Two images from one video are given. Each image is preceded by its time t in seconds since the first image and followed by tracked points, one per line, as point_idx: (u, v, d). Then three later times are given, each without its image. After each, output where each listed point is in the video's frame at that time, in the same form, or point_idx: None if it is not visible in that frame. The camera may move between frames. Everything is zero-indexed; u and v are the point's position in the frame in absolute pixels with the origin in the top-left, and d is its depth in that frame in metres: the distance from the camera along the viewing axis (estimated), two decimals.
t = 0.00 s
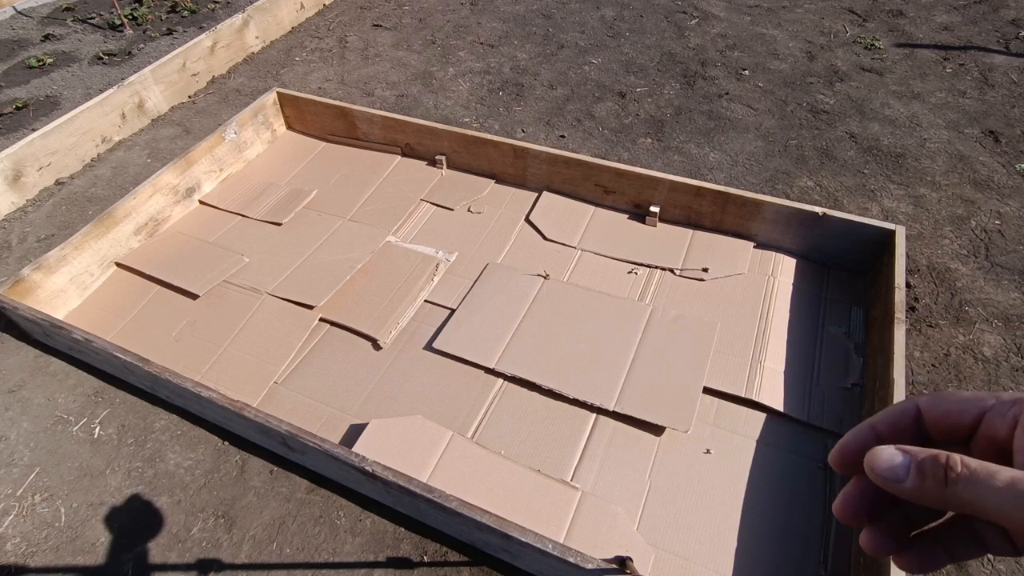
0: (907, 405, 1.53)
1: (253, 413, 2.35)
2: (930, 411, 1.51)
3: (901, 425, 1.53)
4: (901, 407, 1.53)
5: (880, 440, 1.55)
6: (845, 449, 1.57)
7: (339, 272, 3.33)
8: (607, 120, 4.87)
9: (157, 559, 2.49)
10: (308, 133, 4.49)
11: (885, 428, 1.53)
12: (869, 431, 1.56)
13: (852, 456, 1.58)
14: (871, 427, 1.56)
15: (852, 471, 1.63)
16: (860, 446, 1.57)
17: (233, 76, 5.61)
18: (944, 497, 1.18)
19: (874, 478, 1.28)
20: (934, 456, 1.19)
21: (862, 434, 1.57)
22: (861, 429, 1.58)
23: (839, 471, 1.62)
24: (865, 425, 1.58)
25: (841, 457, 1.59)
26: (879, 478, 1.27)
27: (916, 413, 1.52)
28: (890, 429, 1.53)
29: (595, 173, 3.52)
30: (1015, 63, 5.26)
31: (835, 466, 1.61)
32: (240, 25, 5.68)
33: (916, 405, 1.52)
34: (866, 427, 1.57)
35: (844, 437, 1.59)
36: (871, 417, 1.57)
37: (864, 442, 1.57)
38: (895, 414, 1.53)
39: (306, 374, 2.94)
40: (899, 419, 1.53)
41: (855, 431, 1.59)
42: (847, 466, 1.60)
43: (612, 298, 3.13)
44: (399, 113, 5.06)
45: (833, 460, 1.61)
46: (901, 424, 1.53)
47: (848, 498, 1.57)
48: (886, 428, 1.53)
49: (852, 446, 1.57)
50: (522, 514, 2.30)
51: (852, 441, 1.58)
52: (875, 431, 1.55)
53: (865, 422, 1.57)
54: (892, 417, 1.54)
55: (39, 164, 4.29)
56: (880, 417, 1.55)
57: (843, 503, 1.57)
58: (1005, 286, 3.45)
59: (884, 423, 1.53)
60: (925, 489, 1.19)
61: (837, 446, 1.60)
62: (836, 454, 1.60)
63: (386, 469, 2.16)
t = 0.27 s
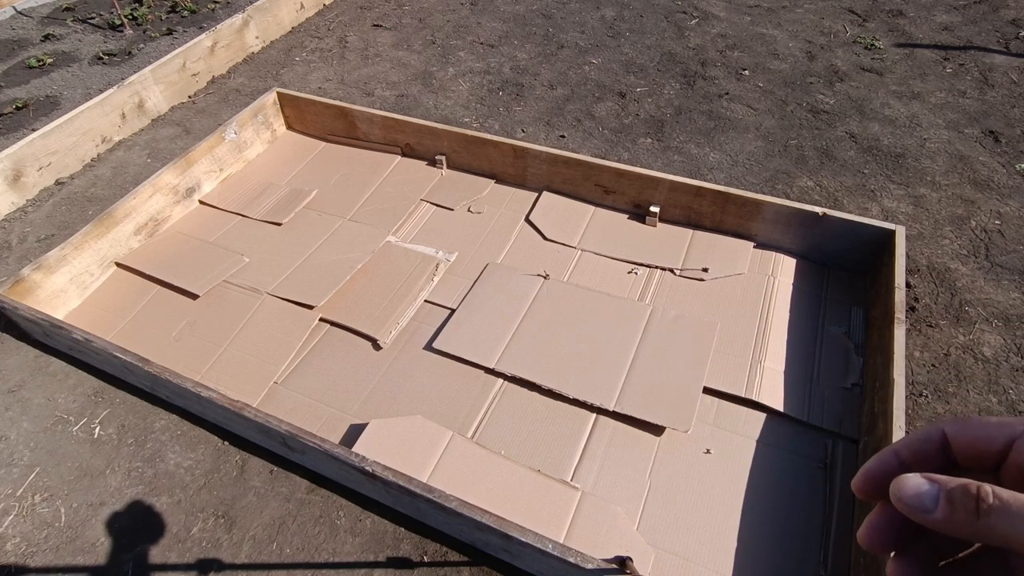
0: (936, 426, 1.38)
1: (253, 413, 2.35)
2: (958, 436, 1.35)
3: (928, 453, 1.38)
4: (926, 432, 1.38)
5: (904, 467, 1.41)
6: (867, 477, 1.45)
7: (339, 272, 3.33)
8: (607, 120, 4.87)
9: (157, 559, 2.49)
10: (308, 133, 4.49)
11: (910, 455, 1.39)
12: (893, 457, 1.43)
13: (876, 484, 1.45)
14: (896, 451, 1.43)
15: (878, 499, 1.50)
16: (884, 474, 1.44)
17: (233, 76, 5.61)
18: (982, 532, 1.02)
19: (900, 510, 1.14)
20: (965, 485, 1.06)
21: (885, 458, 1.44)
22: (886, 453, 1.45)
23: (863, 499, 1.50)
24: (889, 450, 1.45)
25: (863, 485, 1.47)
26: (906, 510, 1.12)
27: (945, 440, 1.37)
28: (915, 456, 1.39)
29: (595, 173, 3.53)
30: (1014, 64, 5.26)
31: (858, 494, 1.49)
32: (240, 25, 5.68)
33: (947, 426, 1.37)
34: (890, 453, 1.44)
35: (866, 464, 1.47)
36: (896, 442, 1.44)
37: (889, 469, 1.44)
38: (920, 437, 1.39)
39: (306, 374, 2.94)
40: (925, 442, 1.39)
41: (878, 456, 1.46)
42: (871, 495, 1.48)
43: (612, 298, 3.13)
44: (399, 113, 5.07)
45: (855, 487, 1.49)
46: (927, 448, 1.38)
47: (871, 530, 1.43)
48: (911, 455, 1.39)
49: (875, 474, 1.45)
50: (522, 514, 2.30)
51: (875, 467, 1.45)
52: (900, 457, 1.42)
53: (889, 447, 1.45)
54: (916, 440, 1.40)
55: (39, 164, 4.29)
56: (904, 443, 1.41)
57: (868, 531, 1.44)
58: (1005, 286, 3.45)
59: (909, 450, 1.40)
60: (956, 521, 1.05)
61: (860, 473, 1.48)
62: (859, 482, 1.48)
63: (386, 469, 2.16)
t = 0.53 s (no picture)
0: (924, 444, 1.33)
1: (253, 413, 2.35)
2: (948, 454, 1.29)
3: (918, 471, 1.34)
4: (914, 450, 1.33)
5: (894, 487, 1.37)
6: (857, 498, 1.41)
7: (339, 272, 3.33)
8: (607, 120, 4.87)
9: (157, 559, 2.49)
10: (308, 133, 4.49)
11: (898, 474, 1.35)
12: (882, 477, 1.38)
13: (868, 504, 1.41)
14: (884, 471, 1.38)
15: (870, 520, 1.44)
16: (876, 493, 1.40)
17: (233, 76, 5.61)
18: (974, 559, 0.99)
19: (890, 533, 1.11)
20: (954, 507, 1.04)
21: (874, 478, 1.40)
22: (874, 473, 1.40)
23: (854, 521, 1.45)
24: (878, 469, 1.40)
25: (855, 506, 1.42)
26: (895, 533, 1.10)
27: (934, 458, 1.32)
28: (904, 476, 1.34)
29: (595, 173, 3.53)
30: (1015, 64, 5.26)
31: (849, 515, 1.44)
32: (241, 25, 5.68)
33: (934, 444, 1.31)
34: (880, 472, 1.39)
35: (856, 485, 1.42)
36: (884, 461, 1.39)
37: (880, 489, 1.39)
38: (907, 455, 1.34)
39: (306, 374, 2.94)
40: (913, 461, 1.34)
41: (868, 476, 1.42)
42: (862, 516, 1.43)
43: (612, 298, 3.13)
44: (399, 113, 5.07)
45: (847, 509, 1.44)
46: (916, 467, 1.33)
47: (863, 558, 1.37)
48: (900, 474, 1.35)
49: (866, 494, 1.40)
50: (522, 514, 2.30)
51: (865, 487, 1.41)
52: (889, 477, 1.37)
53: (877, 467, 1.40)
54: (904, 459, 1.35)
55: (39, 164, 4.29)
56: (893, 462, 1.36)
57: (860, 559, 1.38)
58: (1005, 286, 3.45)
59: (898, 470, 1.35)
60: (947, 545, 1.02)
61: (849, 495, 1.44)
62: (851, 503, 1.44)
63: (386, 469, 2.16)
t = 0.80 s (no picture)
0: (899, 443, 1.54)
1: (253, 413, 2.35)
2: (923, 453, 1.51)
3: (895, 469, 1.54)
4: (892, 449, 1.53)
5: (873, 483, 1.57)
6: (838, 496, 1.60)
7: (339, 272, 3.33)
8: (607, 120, 4.87)
9: (157, 559, 2.49)
10: (308, 133, 4.49)
11: (876, 471, 1.55)
12: (860, 475, 1.58)
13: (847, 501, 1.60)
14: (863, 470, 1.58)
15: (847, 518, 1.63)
16: (855, 491, 1.59)
17: (233, 76, 5.61)
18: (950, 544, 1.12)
19: (871, 531, 1.27)
20: (931, 506, 1.18)
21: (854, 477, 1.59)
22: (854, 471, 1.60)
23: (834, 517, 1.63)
24: (856, 469, 1.60)
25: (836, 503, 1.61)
26: (875, 531, 1.25)
27: (911, 455, 1.53)
28: (882, 473, 1.55)
29: (595, 173, 3.53)
30: (1015, 63, 5.26)
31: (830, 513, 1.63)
32: (240, 25, 5.68)
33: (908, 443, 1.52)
34: (859, 471, 1.59)
35: (837, 484, 1.61)
36: (863, 460, 1.59)
37: (857, 487, 1.59)
38: (885, 454, 1.54)
39: (306, 373, 2.94)
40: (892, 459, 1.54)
41: (847, 475, 1.61)
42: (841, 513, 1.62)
43: (612, 298, 3.13)
44: (399, 113, 5.07)
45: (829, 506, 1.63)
46: (893, 465, 1.54)
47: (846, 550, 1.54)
48: (878, 471, 1.55)
49: (846, 492, 1.60)
50: (522, 514, 2.30)
51: (846, 486, 1.60)
52: (867, 474, 1.57)
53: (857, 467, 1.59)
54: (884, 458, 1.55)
55: (39, 164, 4.29)
56: (871, 461, 1.57)
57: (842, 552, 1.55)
58: (1004, 286, 3.45)
59: (876, 467, 1.55)
60: (924, 541, 1.18)
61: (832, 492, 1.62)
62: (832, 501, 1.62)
63: (386, 469, 2.16)
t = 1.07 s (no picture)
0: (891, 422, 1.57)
1: (253, 413, 2.35)
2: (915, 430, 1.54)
3: (887, 447, 1.57)
4: (884, 427, 1.57)
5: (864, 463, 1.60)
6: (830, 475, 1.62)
7: (339, 271, 3.33)
8: (607, 120, 4.87)
9: (157, 559, 2.49)
10: (307, 133, 4.49)
11: (869, 450, 1.58)
12: (853, 455, 1.60)
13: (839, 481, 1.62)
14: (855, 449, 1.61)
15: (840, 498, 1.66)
16: (848, 472, 1.62)
17: (233, 76, 5.61)
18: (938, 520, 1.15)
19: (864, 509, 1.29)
20: (921, 483, 1.20)
21: (846, 456, 1.62)
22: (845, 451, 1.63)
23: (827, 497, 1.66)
24: (849, 449, 1.62)
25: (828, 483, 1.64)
26: (868, 509, 1.28)
27: (903, 433, 1.56)
28: (874, 452, 1.58)
29: (595, 173, 3.53)
30: (1015, 63, 5.26)
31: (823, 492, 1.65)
32: (240, 25, 5.68)
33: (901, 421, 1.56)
34: (851, 451, 1.61)
35: (831, 463, 1.64)
36: (855, 440, 1.62)
37: (850, 466, 1.61)
38: (878, 432, 1.58)
39: (306, 373, 2.95)
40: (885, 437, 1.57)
41: (840, 454, 1.64)
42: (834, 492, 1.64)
43: (612, 298, 3.13)
44: (399, 113, 5.07)
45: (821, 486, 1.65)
46: (886, 443, 1.57)
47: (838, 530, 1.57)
48: (870, 450, 1.58)
49: (838, 471, 1.62)
50: (522, 514, 2.30)
51: (838, 465, 1.62)
52: (860, 454, 1.60)
53: (849, 446, 1.62)
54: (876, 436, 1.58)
55: (39, 164, 4.29)
56: (864, 440, 1.59)
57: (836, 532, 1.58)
58: (1004, 286, 3.45)
59: (869, 446, 1.58)
60: (914, 518, 1.20)
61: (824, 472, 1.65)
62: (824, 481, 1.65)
63: (386, 469, 2.16)
